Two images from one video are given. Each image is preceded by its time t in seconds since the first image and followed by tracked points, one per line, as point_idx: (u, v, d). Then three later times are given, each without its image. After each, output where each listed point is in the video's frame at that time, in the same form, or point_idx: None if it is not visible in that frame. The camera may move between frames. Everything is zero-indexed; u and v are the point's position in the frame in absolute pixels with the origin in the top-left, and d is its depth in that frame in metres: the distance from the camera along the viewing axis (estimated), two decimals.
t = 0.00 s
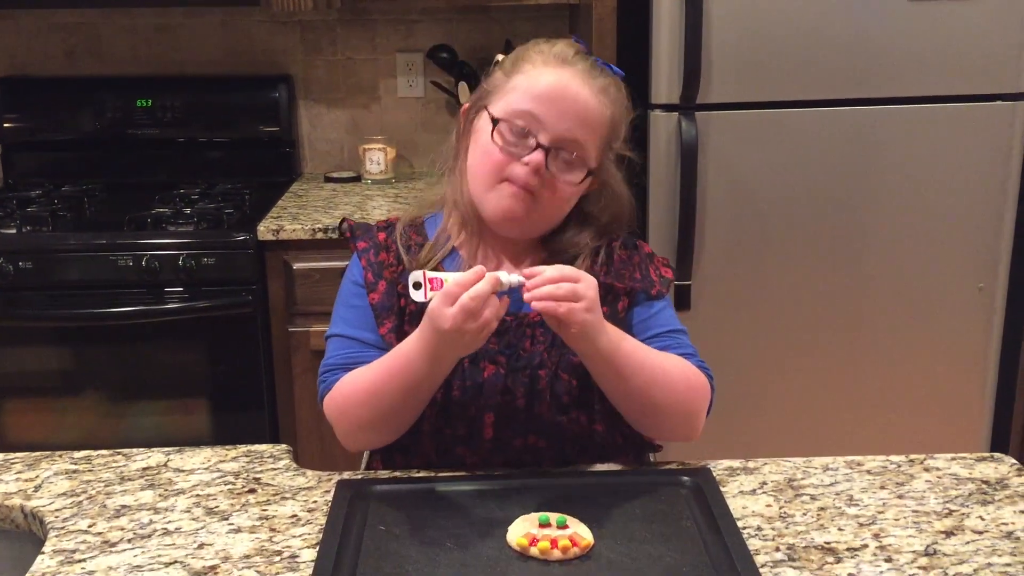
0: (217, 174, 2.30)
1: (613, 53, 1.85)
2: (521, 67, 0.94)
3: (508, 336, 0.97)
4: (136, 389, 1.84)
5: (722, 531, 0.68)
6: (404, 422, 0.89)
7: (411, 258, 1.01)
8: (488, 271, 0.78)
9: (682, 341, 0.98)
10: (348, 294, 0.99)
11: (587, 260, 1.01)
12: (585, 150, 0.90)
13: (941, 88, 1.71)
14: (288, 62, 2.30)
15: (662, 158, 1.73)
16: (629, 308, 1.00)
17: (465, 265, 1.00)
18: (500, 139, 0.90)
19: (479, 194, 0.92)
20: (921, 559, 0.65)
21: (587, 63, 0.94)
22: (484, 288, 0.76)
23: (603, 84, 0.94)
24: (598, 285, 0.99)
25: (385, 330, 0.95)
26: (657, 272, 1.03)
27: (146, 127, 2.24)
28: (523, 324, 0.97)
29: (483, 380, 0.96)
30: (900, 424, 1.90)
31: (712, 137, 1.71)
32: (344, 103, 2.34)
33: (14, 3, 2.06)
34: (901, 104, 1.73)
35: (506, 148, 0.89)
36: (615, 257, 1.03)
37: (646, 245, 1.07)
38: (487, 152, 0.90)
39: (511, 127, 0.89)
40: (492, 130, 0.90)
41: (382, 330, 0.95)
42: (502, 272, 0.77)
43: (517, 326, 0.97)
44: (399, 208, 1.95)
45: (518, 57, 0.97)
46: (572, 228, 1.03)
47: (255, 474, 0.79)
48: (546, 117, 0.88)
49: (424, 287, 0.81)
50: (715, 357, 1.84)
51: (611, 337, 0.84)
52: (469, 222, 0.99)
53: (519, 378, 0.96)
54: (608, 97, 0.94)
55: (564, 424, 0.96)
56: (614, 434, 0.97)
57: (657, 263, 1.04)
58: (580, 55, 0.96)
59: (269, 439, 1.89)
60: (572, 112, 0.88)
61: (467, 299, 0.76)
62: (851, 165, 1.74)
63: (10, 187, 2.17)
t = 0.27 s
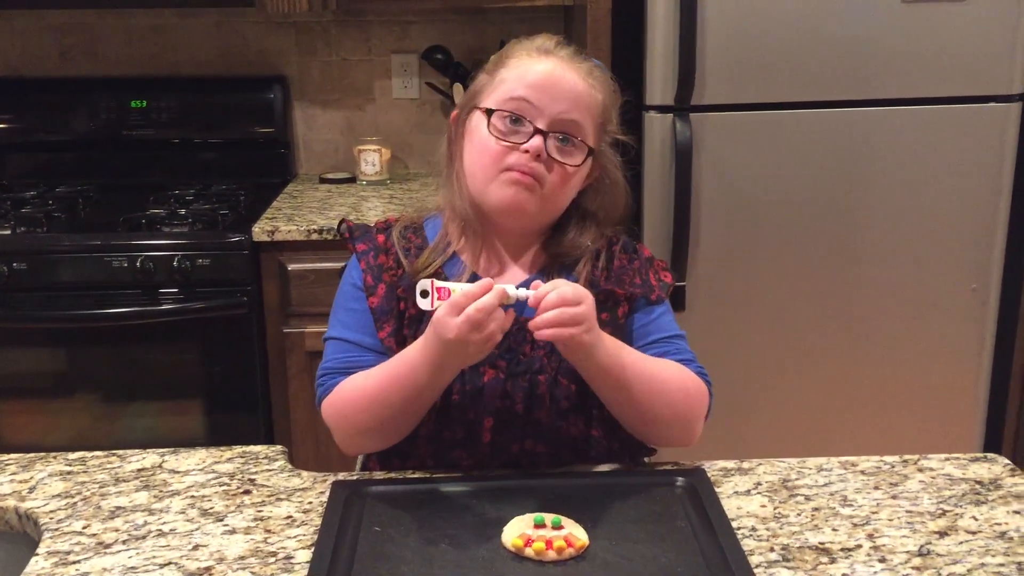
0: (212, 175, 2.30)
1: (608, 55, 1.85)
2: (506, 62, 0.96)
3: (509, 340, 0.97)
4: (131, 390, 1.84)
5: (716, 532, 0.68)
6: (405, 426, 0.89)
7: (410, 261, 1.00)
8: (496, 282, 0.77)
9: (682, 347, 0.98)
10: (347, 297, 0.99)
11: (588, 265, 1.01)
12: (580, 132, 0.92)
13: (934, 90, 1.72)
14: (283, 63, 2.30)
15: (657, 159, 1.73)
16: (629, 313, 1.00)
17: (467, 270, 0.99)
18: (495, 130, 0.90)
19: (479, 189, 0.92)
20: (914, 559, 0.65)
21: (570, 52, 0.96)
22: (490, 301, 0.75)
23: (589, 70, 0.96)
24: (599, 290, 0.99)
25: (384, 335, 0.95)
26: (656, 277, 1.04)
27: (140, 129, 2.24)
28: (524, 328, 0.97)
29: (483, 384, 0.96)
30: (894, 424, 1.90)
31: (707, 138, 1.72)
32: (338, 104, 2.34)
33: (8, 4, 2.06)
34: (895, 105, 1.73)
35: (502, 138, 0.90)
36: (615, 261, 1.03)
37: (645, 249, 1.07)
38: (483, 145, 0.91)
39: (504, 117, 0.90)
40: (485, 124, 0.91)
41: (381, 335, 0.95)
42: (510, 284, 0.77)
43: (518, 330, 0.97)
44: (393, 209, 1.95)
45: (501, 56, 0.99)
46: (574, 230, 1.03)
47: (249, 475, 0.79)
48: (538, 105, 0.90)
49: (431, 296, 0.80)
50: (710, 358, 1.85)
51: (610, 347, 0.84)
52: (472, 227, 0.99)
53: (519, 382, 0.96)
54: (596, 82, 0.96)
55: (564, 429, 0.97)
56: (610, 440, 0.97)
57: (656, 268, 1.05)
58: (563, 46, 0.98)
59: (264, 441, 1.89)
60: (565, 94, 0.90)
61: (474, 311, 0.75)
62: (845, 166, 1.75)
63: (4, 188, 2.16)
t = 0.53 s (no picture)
0: (207, 176, 2.30)
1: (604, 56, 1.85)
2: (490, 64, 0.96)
3: (506, 342, 0.97)
4: (125, 392, 1.83)
5: (711, 532, 0.68)
6: (402, 429, 0.89)
7: (405, 264, 0.99)
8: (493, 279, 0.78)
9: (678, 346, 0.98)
10: (343, 300, 0.99)
11: (583, 266, 1.01)
12: (569, 130, 0.92)
13: (928, 91, 1.72)
14: (278, 63, 2.29)
15: (653, 160, 1.73)
16: (625, 313, 1.00)
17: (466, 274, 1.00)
18: (484, 136, 0.90)
19: (474, 196, 0.92)
20: (910, 560, 0.65)
21: (550, 50, 0.96)
22: (487, 293, 0.76)
23: (572, 66, 0.96)
24: (596, 290, 0.99)
25: (382, 338, 0.95)
26: (651, 276, 1.04)
27: (136, 129, 2.23)
28: (521, 331, 0.97)
29: (481, 386, 0.96)
30: (889, 425, 1.91)
31: (702, 139, 1.72)
32: (334, 105, 2.34)
33: (2, 4, 2.05)
34: (890, 106, 1.74)
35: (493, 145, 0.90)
36: (609, 261, 1.04)
37: (639, 249, 1.08)
38: (474, 151, 0.91)
39: (493, 123, 0.90)
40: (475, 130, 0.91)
41: (378, 339, 0.95)
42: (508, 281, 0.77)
43: (515, 333, 0.97)
44: (389, 210, 1.95)
45: (483, 57, 0.99)
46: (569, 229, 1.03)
47: (244, 477, 0.79)
48: (527, 109, 0.90)
49: (431, 287, 0.80)
50: (705, 359, 1.85)
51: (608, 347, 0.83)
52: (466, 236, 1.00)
53: (517, 383, 0.96)
54: (581, 78, 0.96)
55: (562, 431, 0.97)
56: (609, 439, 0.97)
57: (650, 267, 1.05)
58: (543, 44, 0.97)
59: (259, 442, 1.88)
60: (551, 92, 0.90)
61: (469, 301, 0.76)
62: (840, 167, 1.75)
63: None
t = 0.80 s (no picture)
0: (206, 177, 2.29)
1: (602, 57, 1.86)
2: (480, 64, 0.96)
3: (507, 345, 0.96)
4: (124, 392, 1.83)
5: (710, 533, 0.68)
6: (401, 428, 0.89)
7: (405, 266, 0.99)
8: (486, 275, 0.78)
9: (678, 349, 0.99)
10: (342, 303, 0.99)
11: (584, 268, 1.01)
12: (565, 123, 0.92)
13: (927, 92, 1.72)
14: (276, 64, 2.29)
15: (651, 161, 1.73)
16: (626, 315, 1.00)
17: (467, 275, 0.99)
18: (480, 138, 0.90)
19: (474, 198, 0.92)
20: (908, 560, 0.65)
21: (538, 45, 0.96)
22: (482, 287, 0.76)
23: (562, 60, 0.96)
24: (598, 293, 0.99)
25: (382, 340, 0.95)
26: (651, 278, 1.05)
27: (134, 130, 2.23)
28: (523, 333, 0.96)
29: (482, 389, 0.96)
30: (888, 426, 1.91)
31: (701, 140, 1.72)
32: (332, 106, 2.34)
33: None
34: (888, 107, 1.74)
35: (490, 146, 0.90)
36: (610, 263, 1.04)
37: (639, 251, 1.08)
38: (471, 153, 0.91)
39: (489, 124, 0.91)
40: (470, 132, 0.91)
41: (378, 341, 0.95)
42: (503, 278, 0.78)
43: (516, 335, 0.96)
44: (388, 210, 1.95)
45: (473, 57, 0.99)
46: (566, 226, 1.03)
47: (243, 478, 0.79)
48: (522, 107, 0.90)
49: (430, 283, 0.82)
50: (704, 359, 1.85)
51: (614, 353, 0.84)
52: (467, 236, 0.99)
53: (518, 386, 0.96)
54: (572, 71, 0.96)
55: (562, 434, 0.97)
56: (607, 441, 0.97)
57: (650, 270, 1.06)
58: (531, 40, 0.98)
59: (257, 443, 1.88)
60: (544, 87, 0.90)
61: (463, 294, 0.76)
62: (838, 168, 1.75)
63: None
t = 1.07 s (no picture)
0: (205, 177, 2.29)
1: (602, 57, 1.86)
2: (472, 70, 0.95)
3: (509, 343, 0.96)
4: (124, 393, 1.83)
5: (709, 533, 0.68)
6: (403, 427, 0.89)
7: (406, 266, 0.99)
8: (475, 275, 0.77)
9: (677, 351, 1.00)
10: (344, 303, 0.98)
11: (586, 267, 1.02)
12: (562, 127, 0.91)
13: (926, 92, 1.72)
14: (276, 64, 2.29)
15: (651, 161, 1.73)
16: (628, 315, 1.00)
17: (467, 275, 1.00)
18: (478, 150, 0.90)
19: (476, 209, 0.92)
20: (908, 561, 0.65)
21: (529, 45, 0.95)
22: (470, 293, 0.75)
23: (555, 58, 0.95)
24: (599, 292, 1.00)
25: (384, 339, 0.94)
26: (652, 279, 1.06)
27: (134, 131, 2.23)
28: (524, 332, 0.96)
29: (484, 387, 0.95)
30: (888, 426, 1.91)
31: (701, 140, 1.72)
32: (332, 106, 2.34)
33: None
34: (887, 107, 1.74)
35: (488, 158, 0.89)
36: (611, 263, 1.05)
37: (640, 251, 1.09)
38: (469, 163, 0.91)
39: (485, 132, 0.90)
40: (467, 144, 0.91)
41: (380, 339, 0.95)
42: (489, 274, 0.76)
43: (518, 334, 0.96)
44: (388, 211, 1.95)
45: (464, 63, 0.98)
46: (567, 225, 1.03)
47: (243, 478, 0.79)
48: (518, 115, 0.89)
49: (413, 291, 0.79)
50: (704, 360, 1.85)
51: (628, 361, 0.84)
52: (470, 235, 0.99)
53: (519, 384, 0.96)
54: (565, 68, 0.95)
55: (563, 432, 0.96)
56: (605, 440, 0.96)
57: (650, 270, 1.07)
58: (523, 40, 0.96)
59: (257, 443, 1.88)
60: (539, 94, 0.89)
61: (454, 302, 0.75)
62: (838, 168, 1.75)
63: None
